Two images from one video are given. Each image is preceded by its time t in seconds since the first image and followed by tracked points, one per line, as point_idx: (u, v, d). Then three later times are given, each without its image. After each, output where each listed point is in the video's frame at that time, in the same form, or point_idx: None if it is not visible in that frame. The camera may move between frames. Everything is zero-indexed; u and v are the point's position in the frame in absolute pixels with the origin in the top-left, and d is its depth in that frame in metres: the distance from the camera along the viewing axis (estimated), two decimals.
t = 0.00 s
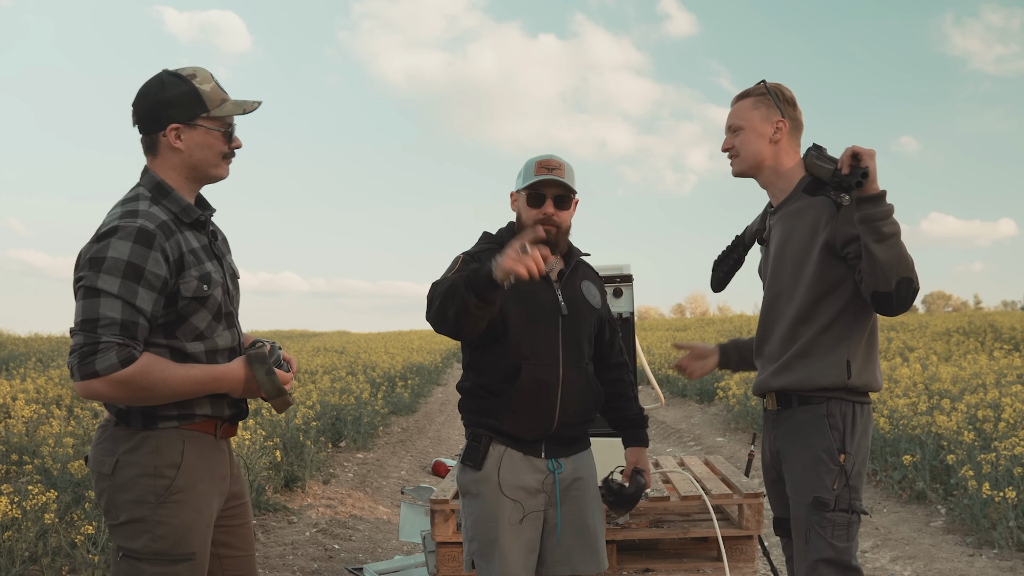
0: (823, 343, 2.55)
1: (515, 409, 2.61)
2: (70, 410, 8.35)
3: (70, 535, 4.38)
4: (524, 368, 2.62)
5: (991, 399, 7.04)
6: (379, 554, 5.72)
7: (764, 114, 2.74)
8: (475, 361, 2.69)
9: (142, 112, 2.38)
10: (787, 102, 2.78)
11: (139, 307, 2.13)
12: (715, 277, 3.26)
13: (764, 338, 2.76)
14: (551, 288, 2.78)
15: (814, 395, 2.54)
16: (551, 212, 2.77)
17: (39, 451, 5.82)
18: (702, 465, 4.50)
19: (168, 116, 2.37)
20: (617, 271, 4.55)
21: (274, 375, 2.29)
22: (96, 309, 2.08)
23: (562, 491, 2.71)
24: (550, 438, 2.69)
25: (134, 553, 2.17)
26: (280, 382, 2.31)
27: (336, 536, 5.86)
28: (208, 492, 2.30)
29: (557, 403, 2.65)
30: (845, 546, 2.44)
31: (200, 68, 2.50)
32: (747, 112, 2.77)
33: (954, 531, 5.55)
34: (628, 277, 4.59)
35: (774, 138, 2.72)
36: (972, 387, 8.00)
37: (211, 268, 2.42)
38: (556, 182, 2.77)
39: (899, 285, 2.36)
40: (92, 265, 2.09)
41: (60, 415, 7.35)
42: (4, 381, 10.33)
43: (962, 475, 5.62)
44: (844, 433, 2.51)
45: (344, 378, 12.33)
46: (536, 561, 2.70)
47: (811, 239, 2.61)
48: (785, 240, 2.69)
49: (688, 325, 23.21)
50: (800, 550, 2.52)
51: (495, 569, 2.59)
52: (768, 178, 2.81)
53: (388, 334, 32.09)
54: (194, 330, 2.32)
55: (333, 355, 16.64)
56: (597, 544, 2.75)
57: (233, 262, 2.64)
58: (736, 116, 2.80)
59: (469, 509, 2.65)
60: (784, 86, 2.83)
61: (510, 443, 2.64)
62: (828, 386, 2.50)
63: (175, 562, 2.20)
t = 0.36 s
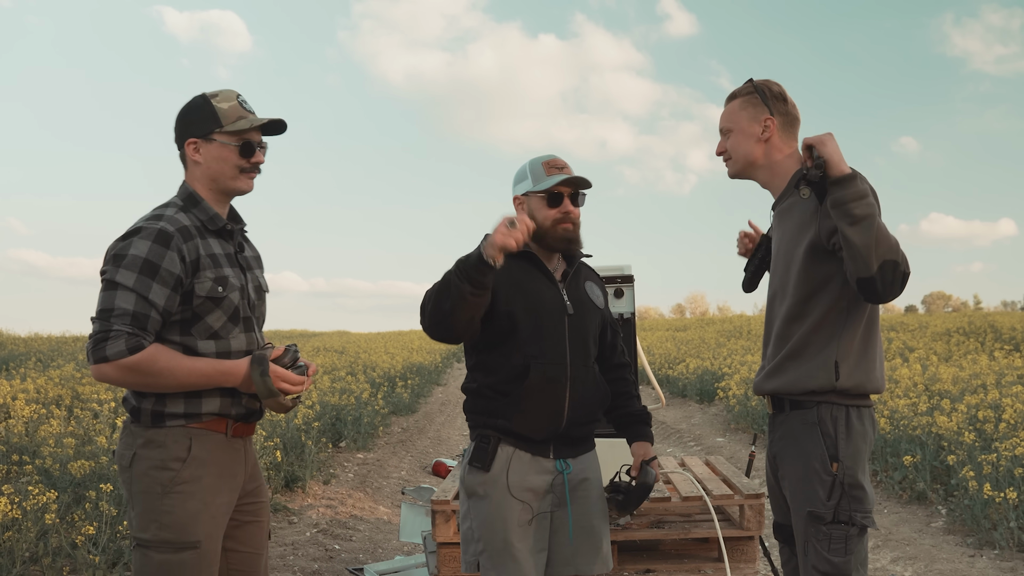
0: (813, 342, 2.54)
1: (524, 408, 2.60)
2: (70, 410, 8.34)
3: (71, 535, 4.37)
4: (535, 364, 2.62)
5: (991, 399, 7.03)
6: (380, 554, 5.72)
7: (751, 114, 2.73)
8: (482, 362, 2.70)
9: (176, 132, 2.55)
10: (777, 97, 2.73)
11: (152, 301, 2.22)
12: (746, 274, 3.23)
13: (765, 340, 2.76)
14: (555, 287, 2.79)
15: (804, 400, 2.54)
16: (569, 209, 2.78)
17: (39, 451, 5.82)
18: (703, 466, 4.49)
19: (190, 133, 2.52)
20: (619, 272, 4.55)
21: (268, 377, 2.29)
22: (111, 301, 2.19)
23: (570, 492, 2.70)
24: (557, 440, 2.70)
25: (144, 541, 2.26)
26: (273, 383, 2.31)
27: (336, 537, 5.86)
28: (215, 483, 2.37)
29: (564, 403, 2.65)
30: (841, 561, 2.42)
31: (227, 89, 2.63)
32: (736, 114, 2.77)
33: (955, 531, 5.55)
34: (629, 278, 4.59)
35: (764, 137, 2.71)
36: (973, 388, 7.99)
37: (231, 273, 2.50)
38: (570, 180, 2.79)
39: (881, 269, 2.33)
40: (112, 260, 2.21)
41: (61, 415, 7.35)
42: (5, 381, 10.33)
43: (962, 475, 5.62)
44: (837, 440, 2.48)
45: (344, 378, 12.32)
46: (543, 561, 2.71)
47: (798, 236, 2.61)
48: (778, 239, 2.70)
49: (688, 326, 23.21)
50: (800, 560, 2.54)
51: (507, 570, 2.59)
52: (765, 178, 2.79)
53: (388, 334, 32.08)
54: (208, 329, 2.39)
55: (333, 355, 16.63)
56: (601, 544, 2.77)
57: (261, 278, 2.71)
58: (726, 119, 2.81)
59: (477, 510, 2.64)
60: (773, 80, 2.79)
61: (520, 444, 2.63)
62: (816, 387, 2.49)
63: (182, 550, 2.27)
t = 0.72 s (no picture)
0: (837, 325, 2.42)
1: (537, 404, 2.61)
2: (70, 410, 8.33)
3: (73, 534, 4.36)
4: (544, 361, 2.62)
5: (993, 397, 7.02)
6: (381, 552, 5.71)
7: (761, 100, 2.63)
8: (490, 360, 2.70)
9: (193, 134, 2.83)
10: (785, 78, 2.63)
11: (153, 285, 2.46)
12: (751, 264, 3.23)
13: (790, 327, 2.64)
14: (563, 282, 2.79)
15: (826, 399, 2.44)
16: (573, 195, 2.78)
17: (39, 450, 5.81)
18: (705, 463, 4.49)
19: (200, 134, 2.78)
20: (620, 269, 4.53)
21: (264, 357, 2.48)
22: (116, 285, 2.43)
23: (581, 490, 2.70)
24: (569, 436, 2.69)
25: (150, 523, 2.47)
26: (270, 362, 2.49)
27: (337, 535, 5.86)
28: (216, 470, 2.54)
29: (576, 401, 2.66)
30: (857, 568, 2.36)
31: (236, 91, 2.86)
32: (743, 99, 2.67)
33: (957, 529, 5.54)
34: (631, 275, 4.58)
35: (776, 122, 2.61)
36: (975, 387, 7.98)
37: (237, 262, 2.71)
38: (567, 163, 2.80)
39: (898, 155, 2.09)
40: (118, 247, 2.46)
41: (61, 414, 7.34)
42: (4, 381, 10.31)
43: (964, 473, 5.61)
44: (857, 442, 2.38)
45: (344, 377, 12.31)
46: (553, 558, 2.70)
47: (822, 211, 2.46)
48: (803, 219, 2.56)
49: (688, 325, 23.21)
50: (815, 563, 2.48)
51: (521, 567, 2.61)
52: (779, 165, 2.70)
53: (388, 334, 32.08)
54: (210, 314, 2.62)
55: (332, 355, 16.62)
56: (611, 543, 2.76)
57: (275, 273, 2.96)
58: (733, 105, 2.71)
59: (488, 507, 2.65)
60: (778, 59, 2.69)
61: (532, 442, 2.63)
62: (838, 380, 2.38)
63: (183, 533, 2.45)
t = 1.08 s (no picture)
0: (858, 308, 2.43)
1: (529, 400, 2.62)
2: (70, 407, 8.32)
3: (73, 529, 4.35)
4: (535, 357, 2.63)
5: (995, 395, 7.02)
6: (382, 550, 5.71)
7: (783, 79, 2.58)
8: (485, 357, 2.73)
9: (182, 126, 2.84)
10: (805, 59, 2.61)
11: (150, 276, 2.45)
12: (739, 242, 3.25)
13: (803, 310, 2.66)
14: (550, 275, 2.76)
15: (846, 394, 2.44)
16: (561, 186, 2.79)
17: (39, 446, 5.80)
18: (707, 460, 4.48)
19: (189, 125, 2.79)
20: (622, 264, 4.52)
21: (272, 338, 2.47)
22: (114, 280, 2.44)
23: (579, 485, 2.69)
24: (565, 430, 2.67)
25: (154, 517, 2.45)
26: (277, 343, 2.48)
27: (338, 532, 5.85)
28: (222, 464, 2.53)
29: (568, 393, 2.64)
30: (879, 565, 2.37)
31: (222, 78, 2.85)
32: (764, 80, 2.62)
33: (958, 527, 5.53)
34: (633, 271, 4.57)
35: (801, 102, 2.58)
36: (976, 385, 7.97)
37: (235, 250, 2.71)
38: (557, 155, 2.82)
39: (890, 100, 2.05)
40: (112, 242, 2.46)
41: (61, 411, 7.33)
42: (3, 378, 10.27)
43: (966, 471, 5.61)
44: (877, 438, 2.40)
45: (345, 376, 12.31)
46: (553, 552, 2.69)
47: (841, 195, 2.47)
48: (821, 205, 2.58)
49: (688, 326, 23.21)
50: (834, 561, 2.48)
51: (518, 563, 2.62)
52: (798, 145, 2.62)
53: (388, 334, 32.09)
54: (211, 303, 2.62)
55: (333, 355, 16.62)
56: (614, 539, 2.73)
57: (276, 259, 2.96)
58: (753, 86, 2.65)
59: (484, 502, 2.68)
60: (798, 43, 2.67)
61: (526, 435, 2.64)
62: (858, 367, 2.39)
63: (188, 527, 2.44)
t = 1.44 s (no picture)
0: (868, 310, 2.45)
1: (518, 395, 2.64)
2: (70, 406, 8.31)
3: (74, 527, 4.34)
4: (521, 355, 2.64)
5: (997, 393, 7.01)
6: (383, 548, 5.70)
7: (805, 77, 2.67)
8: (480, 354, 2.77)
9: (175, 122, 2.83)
10: (823, 60, 2.71)
11: (152, 272, 2.44)
12: (743, 243, 3.28)
13: (804, 312, 2.66)
14: (540, 271, 2.75)
15: (852, 388, 2.45)
16: (524, 173, 2.77)
17: (40, 445, 5.78)
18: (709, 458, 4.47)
19: (183, 121, 2.77)
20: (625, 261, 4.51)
21: (278, 328, 2.48)
22: (115, 276, 2.42)
23: (573, 485, 2.68)
24: (558, 427, 2.68)
25: (149, 513, 2.44)
26: (283, 332, 2.49)
27: (339, 531, 5.84)
28: (220, 461, 2.52)
29: (557, 390, 2.65)
30: (892, 554, 2.35)
31: (217, 72, 2.84)
32: (788, 74, 2.67)
33: (961, 525, 5.52)
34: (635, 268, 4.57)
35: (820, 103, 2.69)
36: (978, 384, 7.96)
37: (234, 244, 2.70)
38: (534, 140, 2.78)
39: (932, 134, 2.18)
40: (113, 237, 2.44)
41: (61, 410, 7.31)
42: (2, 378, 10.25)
43: (969, 469, 5.60)
44: (887, 429, 2.42)
45: (345, 376, 12.29)
46: (548, 549, 2.70)
47: (851, 198, 2.50)
48: (827, 207, 2.59)
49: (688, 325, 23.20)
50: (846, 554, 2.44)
51: (509, 558, 2.64)
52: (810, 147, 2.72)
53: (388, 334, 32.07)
54: (212, 298, 2.61)
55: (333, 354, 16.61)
56: (611, 538, 2.70)
57: (273, 255, 2.95)
58: (774, 80, 2.70)
59: (479, 496, 2.73)
60: (814, 41, 2.75)
61: (516, 431, 2.67)
62: (869, 365, 2.40)
63: (184, 524, 2.43)
